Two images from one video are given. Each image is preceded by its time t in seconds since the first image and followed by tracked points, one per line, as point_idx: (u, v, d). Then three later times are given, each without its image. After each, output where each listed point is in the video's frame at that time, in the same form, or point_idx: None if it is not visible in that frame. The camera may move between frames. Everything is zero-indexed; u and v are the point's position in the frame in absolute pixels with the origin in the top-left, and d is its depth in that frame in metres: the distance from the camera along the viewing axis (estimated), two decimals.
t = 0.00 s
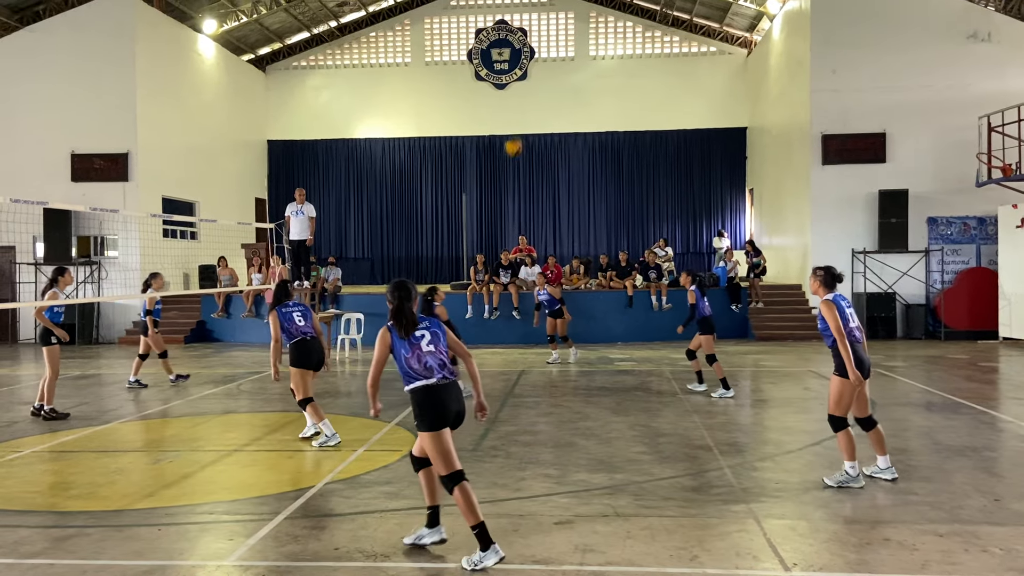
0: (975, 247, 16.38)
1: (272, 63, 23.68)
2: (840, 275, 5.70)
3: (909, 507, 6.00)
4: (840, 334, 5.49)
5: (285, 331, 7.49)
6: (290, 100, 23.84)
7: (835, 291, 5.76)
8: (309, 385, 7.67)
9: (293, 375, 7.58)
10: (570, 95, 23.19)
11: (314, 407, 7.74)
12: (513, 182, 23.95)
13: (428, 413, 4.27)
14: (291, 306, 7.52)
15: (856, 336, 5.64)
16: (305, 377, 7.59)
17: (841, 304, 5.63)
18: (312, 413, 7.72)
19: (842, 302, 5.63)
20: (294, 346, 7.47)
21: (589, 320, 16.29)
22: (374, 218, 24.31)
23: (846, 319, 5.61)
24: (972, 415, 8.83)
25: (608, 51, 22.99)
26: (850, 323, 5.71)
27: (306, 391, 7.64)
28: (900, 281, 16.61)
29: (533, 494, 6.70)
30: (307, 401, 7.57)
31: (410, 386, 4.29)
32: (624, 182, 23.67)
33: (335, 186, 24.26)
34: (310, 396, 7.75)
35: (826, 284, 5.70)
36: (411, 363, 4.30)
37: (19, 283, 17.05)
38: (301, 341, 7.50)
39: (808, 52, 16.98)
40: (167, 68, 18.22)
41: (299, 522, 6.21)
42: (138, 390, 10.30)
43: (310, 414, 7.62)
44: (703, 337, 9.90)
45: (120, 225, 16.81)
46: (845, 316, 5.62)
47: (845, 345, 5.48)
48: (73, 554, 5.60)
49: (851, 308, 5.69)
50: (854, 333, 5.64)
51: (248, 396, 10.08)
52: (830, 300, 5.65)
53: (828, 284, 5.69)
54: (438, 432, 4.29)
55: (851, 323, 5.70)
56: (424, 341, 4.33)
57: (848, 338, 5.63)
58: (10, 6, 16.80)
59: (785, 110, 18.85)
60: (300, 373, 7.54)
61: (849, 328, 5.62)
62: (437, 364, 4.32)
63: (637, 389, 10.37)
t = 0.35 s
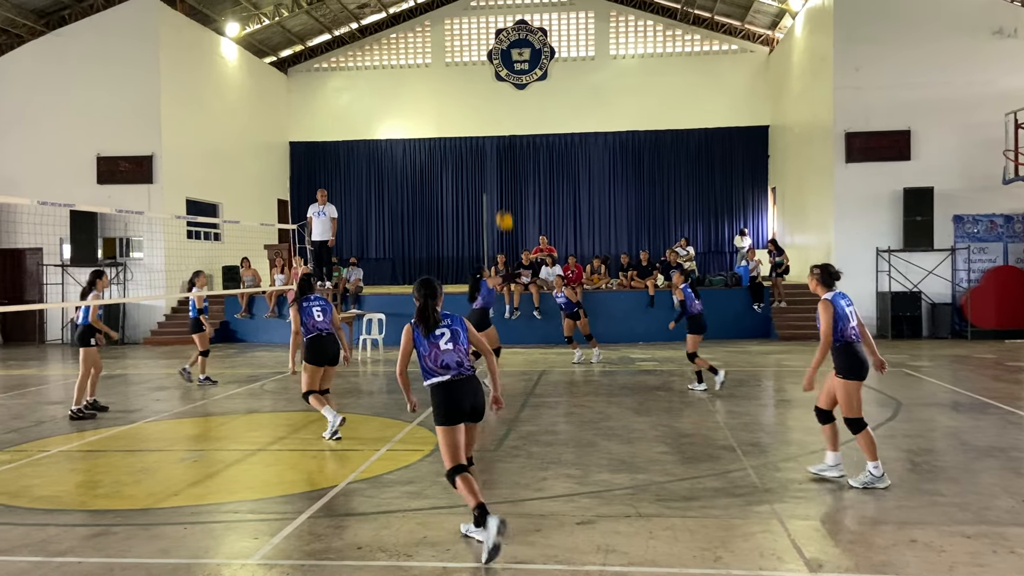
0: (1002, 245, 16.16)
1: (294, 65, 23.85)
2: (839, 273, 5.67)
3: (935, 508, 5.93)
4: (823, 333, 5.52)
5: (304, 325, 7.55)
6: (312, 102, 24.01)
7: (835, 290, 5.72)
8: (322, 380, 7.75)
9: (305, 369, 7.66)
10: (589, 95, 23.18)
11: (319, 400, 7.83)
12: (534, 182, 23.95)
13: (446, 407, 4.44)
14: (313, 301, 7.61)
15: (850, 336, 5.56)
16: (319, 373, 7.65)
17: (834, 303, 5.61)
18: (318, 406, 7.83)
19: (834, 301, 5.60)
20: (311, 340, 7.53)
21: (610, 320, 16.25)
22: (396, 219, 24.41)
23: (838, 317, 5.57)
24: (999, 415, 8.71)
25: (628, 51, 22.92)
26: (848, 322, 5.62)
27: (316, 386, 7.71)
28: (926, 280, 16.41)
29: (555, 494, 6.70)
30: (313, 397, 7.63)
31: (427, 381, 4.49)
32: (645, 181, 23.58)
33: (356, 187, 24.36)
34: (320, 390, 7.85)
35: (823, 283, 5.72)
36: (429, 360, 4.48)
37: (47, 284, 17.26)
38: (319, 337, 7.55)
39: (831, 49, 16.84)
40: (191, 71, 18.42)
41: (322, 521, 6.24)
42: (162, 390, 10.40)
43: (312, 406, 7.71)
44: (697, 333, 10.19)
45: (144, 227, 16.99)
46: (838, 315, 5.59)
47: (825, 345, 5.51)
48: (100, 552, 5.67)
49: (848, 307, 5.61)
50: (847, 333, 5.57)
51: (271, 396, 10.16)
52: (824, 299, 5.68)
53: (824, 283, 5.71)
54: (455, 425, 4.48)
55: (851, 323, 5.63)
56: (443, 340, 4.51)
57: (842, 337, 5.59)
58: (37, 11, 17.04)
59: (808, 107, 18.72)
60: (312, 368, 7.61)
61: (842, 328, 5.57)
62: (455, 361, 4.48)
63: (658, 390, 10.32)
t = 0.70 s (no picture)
0: None
1: (326, 68, 24.05)
2: (832, 273, 5.59)
3: (976, 511, 5.81)
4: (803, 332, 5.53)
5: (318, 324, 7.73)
6: (345, 104, 24.22)
7: (828, 289, 5.65)
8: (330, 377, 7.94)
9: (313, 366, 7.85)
10: (620, 94, 23.09)
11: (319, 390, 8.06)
12: (564, 182, 23.94)
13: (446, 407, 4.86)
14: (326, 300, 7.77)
15: (834, 336, 5.53)
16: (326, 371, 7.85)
17: (822, 302, 5.56)
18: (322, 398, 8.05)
19: (821, 300, 5.56)
20: (323, 340, 7.70)
21: (642, 321, 16.14)
22: (427, 219, 24.51)
23: (823, 317, 5.54)
24: None
25: (660, 49, 22.79)
26: (835, 322, 5.57)
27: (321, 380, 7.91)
28: (966, 279, 16.08)
29: (589, 495, 6.67)
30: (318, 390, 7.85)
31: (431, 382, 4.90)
32: (677, 180, 23.44)
33: (388, 187, 24.50)
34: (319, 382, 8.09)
35: (817, 282, 5.65)
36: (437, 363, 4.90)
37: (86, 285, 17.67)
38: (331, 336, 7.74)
39: (867, 44, 16.60)
40: (226, 75, 18.68)
41: (356, 520, 6.27)
42: (198, 389, 10.54)
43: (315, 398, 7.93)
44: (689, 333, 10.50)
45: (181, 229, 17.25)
46: (824, 314, 5.55)
47: (805, 343, 5.51)
48: (140, 549, 5.75)
49: (835, 307, 5.55)
50: (831, 333, 5.54)
51: (305, 395, 10.24)
52: (814, 298, 5.64)
53: (817, 282, 5.66)
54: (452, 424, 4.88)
55: (839, 324, 5.58)
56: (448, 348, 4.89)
57: (827, 337, 5.56)
58: (77, 17, 17.36)
59: (843, 103, 18.48)
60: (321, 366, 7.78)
61: (825, 327, 5.55)
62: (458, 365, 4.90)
63: (691, 390, 10.25)
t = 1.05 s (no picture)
0: None
1: (377, 71, 24.34)
2: (845, 273, 5.72)
3: None
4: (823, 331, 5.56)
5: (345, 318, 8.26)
6: (395, 107, 24.45)
7: (841, 290, 5.74)
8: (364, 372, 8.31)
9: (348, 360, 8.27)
10: (671, 92, 22.88)
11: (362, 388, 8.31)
12: (614, 182, 23.83)
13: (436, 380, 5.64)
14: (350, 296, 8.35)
15: (847, 336, 5.60)
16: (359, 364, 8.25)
17: (837, 302, 5.62)
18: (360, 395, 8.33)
19: (837, 300, 5.63)
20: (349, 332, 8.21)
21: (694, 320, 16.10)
22: (477, 220, 24.64)
23: (839, 317, 5.61)
24: None
25: (712, 46, 22.57)
26: (848, 322, 5.65)
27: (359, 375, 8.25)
28: None
29: (642, 497, 6.60)
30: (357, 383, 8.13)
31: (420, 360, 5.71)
32: (729, 179, 23.17)
33: (438, 189, 24.66)
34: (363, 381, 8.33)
35: (829, 282, 5.78)
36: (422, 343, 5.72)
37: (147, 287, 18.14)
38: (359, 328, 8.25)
39: (926, 36, 16.22)
40: (280, 80, 19.01)
41: (409, 519, 6.30)
42: (254, 388, 10.73)
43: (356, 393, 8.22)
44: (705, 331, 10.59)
45: (236, 230, 17.56)
46: (839, 314, 5.62)
47: (825, 343, 5.54)
48: (199, 545, 5.87)
49: (849, 307, 5.63)
50: (846, 333, 5.61)
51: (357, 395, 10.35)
52: (828, 298, 5.71)
53: (829, 282, 5.76)
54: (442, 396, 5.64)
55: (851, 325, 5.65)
56: (434, 329, 5.69)
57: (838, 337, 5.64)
58: (137, 25, 17.80)
59: (902, 99, 18.08)
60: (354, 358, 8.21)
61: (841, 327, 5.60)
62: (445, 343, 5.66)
63: (746, 392, 10.10)
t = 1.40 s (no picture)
0: None
1: (441, 73, 24.54)
2: (861, 273, 5.78)
3: None
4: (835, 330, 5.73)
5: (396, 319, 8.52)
6: (459, 108, 24.66)
7: (857, 288, 5.83)
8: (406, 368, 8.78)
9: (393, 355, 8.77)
10: (736, 88, 22.57)
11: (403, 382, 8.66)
12: (679, 180, 23.59)
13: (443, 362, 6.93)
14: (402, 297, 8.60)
15: (859, 335, 5.73)
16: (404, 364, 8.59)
17: (850, 301, 5.74)
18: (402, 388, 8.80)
19: (850, 299, 5.74)
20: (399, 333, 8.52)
21: (761, 322, 15.86)
22: (540, 220, 24.69)
23: (853, 316, 5.73)
24: None
25: (779, 41, 22.15)
26: (862, 321, 5.76)
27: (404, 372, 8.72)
28: None
29: (709, 500, 6.51)
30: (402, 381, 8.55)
31: (431, 344, 7.01)
32: (797, 176, 22.72)
33: (501, 188, 24.80)
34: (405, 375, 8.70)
35: (845, 280, 5.86)
36: (441, 329, 7.00)
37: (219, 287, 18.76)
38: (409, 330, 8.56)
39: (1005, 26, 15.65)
40: (346, 83, 19.35)
41: (474, 518, 6.34)
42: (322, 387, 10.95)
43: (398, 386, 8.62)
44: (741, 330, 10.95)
45: (304, 232, 17.89)
46: (854, 313, 5.73)
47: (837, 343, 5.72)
48: (272, 540, 6.02)
49: (864, 307, 5.74)
50: (859, 332, 5.73)
51: (422, 394, 10.46)
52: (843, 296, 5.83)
53: (846, 280, 5.84)
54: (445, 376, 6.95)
55: (866, 324, 5.76)
56: (454, 318, 6.97)
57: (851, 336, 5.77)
58: (210, 33, 18.41)
59: (980, 91, 17.50)
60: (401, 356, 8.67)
61: (855, 326, 5.73)
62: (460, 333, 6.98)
63: (816, 394, 9.87)
